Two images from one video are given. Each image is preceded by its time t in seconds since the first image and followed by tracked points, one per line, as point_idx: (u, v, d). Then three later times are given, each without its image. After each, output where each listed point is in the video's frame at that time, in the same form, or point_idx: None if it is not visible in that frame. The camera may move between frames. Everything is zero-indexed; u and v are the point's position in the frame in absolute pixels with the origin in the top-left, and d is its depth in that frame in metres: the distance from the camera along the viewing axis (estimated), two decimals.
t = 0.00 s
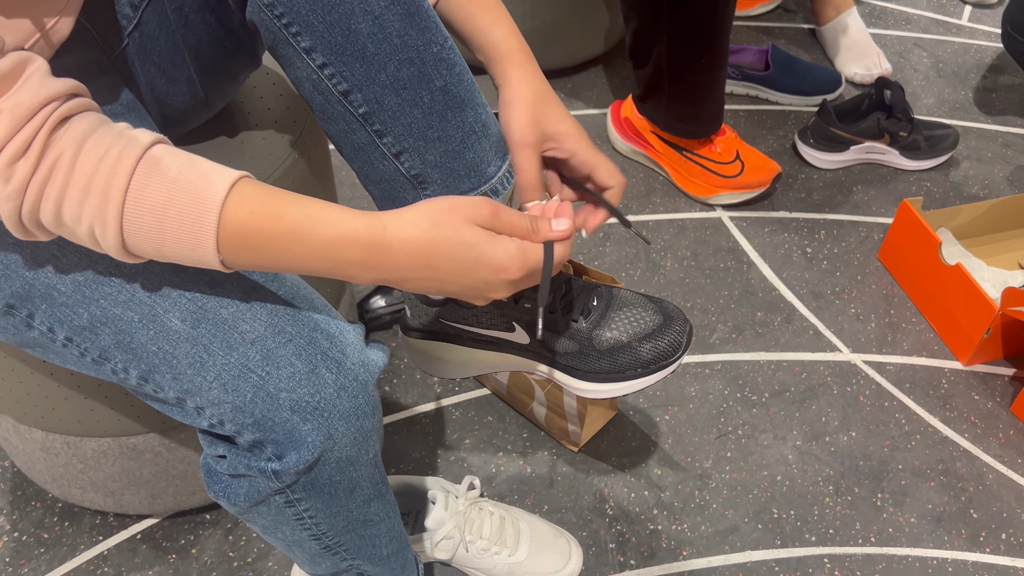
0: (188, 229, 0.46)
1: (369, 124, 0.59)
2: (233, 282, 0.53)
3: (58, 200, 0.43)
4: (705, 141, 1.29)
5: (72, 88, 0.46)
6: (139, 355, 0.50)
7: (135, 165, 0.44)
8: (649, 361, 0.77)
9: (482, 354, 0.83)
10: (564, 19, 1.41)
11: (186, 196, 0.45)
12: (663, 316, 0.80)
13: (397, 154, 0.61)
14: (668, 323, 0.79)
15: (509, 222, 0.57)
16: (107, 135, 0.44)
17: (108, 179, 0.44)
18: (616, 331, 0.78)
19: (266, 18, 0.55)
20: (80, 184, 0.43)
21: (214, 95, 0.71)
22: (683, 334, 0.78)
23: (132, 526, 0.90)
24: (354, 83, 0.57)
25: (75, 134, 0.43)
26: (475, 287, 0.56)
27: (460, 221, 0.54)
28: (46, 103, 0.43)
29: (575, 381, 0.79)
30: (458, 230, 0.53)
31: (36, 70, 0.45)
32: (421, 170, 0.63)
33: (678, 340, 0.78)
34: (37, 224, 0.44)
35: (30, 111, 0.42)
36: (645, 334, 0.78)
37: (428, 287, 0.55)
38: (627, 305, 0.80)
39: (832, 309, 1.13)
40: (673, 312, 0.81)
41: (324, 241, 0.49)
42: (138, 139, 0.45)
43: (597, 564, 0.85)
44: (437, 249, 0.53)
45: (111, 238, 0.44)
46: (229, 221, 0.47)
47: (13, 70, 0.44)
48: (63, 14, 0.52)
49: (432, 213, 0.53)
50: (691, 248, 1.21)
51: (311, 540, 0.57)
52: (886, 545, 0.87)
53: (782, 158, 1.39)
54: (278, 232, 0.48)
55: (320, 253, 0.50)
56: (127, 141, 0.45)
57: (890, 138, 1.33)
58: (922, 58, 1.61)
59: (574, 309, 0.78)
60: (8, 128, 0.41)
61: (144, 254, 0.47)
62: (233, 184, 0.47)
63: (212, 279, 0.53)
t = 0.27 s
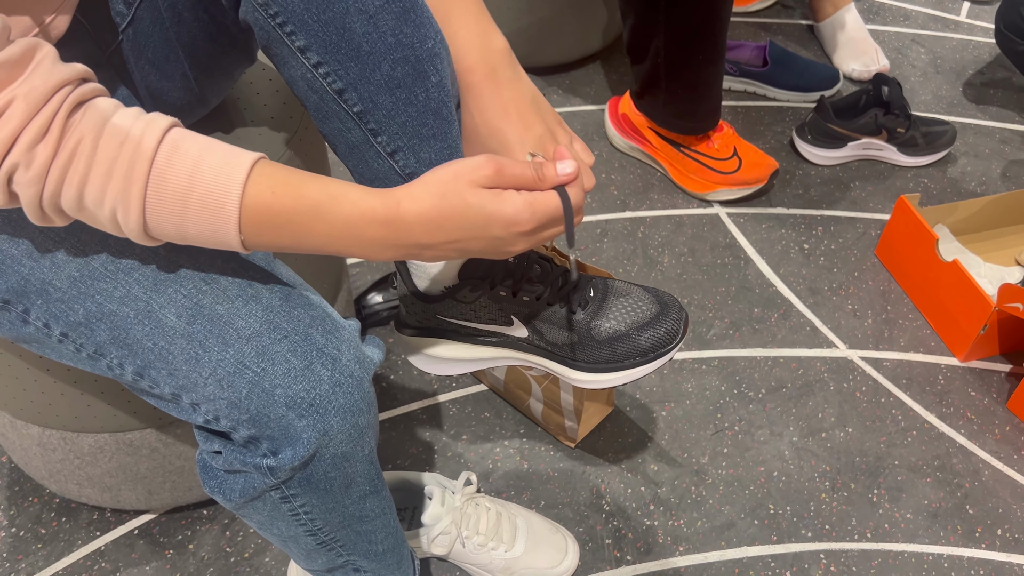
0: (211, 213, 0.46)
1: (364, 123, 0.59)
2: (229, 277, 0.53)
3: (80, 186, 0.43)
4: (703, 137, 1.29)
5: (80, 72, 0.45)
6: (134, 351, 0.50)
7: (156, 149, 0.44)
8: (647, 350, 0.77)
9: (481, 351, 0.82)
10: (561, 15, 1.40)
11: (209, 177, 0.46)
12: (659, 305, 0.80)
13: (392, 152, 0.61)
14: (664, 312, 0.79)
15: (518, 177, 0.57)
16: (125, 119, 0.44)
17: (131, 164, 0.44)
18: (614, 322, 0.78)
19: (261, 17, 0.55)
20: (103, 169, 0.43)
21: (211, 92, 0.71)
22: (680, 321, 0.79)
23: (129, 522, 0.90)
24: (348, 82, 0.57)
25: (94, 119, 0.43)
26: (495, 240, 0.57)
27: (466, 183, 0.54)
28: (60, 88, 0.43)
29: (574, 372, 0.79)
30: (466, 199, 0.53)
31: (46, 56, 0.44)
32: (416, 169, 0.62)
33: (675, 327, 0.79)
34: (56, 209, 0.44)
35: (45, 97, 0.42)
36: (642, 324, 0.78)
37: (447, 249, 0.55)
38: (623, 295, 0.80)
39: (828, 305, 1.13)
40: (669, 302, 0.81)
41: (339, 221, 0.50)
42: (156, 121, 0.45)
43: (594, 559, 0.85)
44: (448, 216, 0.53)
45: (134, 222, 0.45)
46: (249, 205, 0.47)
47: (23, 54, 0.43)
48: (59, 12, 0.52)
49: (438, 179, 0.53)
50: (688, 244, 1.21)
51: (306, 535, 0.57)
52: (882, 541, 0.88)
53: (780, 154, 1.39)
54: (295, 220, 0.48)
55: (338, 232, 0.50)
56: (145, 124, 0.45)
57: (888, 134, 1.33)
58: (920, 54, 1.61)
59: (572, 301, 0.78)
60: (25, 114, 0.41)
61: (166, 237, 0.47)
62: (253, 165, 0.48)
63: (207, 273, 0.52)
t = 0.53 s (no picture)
0: (224, 221, 0.47)
1: (364, 115, 0.59)
2: (227, 271, 0.53)
3: (100, 177, 0.43)
4: (702, 133, 1.29)
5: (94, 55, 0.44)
6: (131, 345, 0.49)
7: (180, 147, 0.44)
8: (651, 340, 0.77)
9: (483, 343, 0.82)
10: (561, 11, 1.40)
11: (228, 183, 0.47)
12: (661, 296, 0.80)
13: (392, 146, 0.60)
14: (666, 302, 0.79)
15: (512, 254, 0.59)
16: (148, 111, 0.44)
17: (153, 161, 0.44)
18: (617, 313, 0.78)
19: (261, 9, 0.55)
20: (124, 162, 0.44)
21: (208, 86, 0.70)
22: (683, 311, 0.79)
23: (127, 517, 0.90)
24: (348, 74, 0.56)
25: (117, 110, 0.43)
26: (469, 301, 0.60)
27: (462, 248, 0.57)
28: (76, 73, 0.43)
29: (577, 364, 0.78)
30: (456, 262, 0.57)
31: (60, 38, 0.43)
32: (416, 162, 0.61)
33: (678, 317, 0.78)
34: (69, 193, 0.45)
35: (64, 82, 0.42)
36: (645, 314, 0.78)
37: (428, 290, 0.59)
38: (625, 287, 0.80)
39: (827, 302, 1.13)
40: (671, 292, 0.81)
41: (344, 248, 0.53)
42: (180, 117, 0.45)
43: (592, 555, 0.85)
44: (439, 269, 0.56)
45: (149, 218, 0.45)
46: (261, 219, 0.49)
47: (37, 34, 0.42)
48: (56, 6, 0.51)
49: (441, 232, 0.56)
50: (687, 240, 1.21)
51: (304, 531, 0.57)
52: (880, 537, 0.88)
53: (779, 150, 1.39)
54: (307, 238, 0.51)
55: (343, 256, 0.53)
56: (170, 121, 0.45)
57: (887, 131, 1.33)
58: (920, 50, 1.61)
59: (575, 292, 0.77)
60: (45, 103, 0.41)
61: (175, 232, 0.48)
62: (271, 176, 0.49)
63: (205, 268, 0.52)
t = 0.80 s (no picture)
0: (234, 214, 0.47)
1: (367, 110, 0.58)
2: (228, 264, 0.52)
3: (115, 162, 0.43)
4: (703, 129, 1.29)
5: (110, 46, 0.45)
6: (131, 337, 0.49)
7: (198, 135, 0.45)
8: (651, 335, 0.77)
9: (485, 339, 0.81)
10: (561, 6, 1.40)
11: (240, 177, 0.47)
12: (662, 291, 0.80)
13: (394, 140, 0.60)
14: (667, 298, 0.79)
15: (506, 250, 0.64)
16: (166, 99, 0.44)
17: (170, 147, 0.44)
18: (617, 309, 0.77)
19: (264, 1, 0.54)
20: (140, 149, 0.43)
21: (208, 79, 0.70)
22: (683, 306, 0.79)
23: (126, 512, 0.89)
24: (352, 68, 0.56)
25: (133, 96, 0.43)
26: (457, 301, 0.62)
27: (463, 246, 0.59)
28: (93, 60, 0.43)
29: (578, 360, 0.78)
30: (458, 262, 0.59)
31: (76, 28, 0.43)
32: (418, 156, 0.61)
33: (678, 313, 0.78)
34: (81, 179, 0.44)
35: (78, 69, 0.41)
36: (647, 309, 0.78)
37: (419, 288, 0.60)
38: (626, 282, 0.80)
39: (827, 298, 1.13)
40: (672, 287, 0.81)
41: (348, 248, 0.52)
42: (195, 108, 0.46)
43: (591, 550, 0.85)
44: (441, 267, 0.58)
45: (161, 206, 0.45)
46: (271, 215, 0.49)
47: (55, 20, 0.42)
48: None
49: (443, 232, 0.58)
50: (687, 237, 1.21)
51: (304, 525, 0.57)
52: (880, 534, 0.88)
53: (779, 147, 1.38)
54: (315, 235, 0.51)
55: (346, 256, 0.53)
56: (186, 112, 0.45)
57: (887, 127, 1.32)
58: (921, 47, 1.60)
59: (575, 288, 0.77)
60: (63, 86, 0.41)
61: (181, 224, 0.48)
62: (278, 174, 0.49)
63: (206, 261, 0.52)
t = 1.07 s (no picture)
0: (207, 189, 0.46)
1: (376, 108, 0.59)
2: (236, 261, 0.52)
3: (82, 166, 0.43)
4: (706, 128, 1.29)
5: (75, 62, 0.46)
6: (139, 335, 0.49)
7: (154, 128, 0.45)
8: (659, 335, 0.77)
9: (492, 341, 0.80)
10: (565, 5, 1.39)
11: (207, 154, 0.46)
12: (669, 291, 0.80)
13: (404, 138, 0.61)
14: (673, 298, 0.79)
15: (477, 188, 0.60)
16: (121, 102, 0.45)
17: (131, 145, 0.44)
18: (624, 309, 0.78)
19: None
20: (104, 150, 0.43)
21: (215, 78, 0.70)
22: (689, 307, 0.79)
23: (129, 510, 0.89)
24: (363, 66, 0.56)
25: (90, 101, 0.43)
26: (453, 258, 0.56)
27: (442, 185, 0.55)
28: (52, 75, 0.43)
29: (585, 361, 0.78)
30: (438, 200, 0.54)
31: (38, 45, 0.44)
32: (427, 151, 0.62)
33: (685, 313, 0.79)
34: (55, 193, 0.44)
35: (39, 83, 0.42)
36: (653, 311, 0.78)
37: (407, 252, 0.55)
38: (632, 283, 0.80)
39: (830, 298, 1.13)
40: (679, 287, 0.81)
41: (322, 208, 0.50)
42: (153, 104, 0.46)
43: (594, 550, 0.85)
44: (427, 214, 0.53)
45: (134, 202, 0.45)
46: (245, 180, 0.47)
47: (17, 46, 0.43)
48: None
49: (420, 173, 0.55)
50: (690, 236, 1.21)
51: (310, 523, 0.57)
52: (883, 534, 0.88)
53: (782, 146, 1.38)
54: (284, 195, 0.49)
55: (320, 217, 0.50)
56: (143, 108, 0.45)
57: (891, 127, 1.32)
58: (924, 47, 1.60)
59: (582, 289, 0.78)
60: (23, 101, 0.41)
61: (162, 219, 0.47)
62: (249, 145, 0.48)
63: (214, 258, 0.52)
